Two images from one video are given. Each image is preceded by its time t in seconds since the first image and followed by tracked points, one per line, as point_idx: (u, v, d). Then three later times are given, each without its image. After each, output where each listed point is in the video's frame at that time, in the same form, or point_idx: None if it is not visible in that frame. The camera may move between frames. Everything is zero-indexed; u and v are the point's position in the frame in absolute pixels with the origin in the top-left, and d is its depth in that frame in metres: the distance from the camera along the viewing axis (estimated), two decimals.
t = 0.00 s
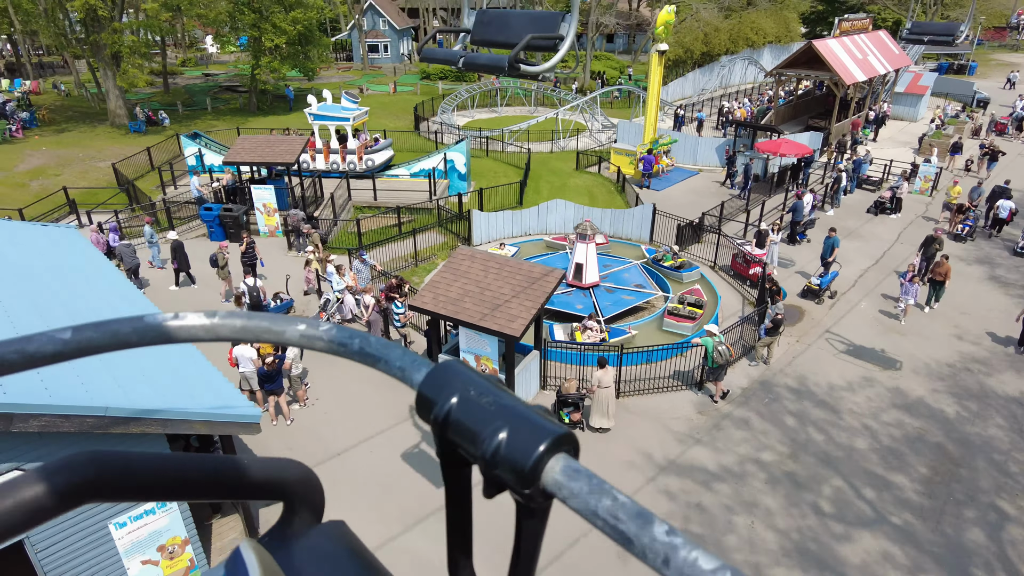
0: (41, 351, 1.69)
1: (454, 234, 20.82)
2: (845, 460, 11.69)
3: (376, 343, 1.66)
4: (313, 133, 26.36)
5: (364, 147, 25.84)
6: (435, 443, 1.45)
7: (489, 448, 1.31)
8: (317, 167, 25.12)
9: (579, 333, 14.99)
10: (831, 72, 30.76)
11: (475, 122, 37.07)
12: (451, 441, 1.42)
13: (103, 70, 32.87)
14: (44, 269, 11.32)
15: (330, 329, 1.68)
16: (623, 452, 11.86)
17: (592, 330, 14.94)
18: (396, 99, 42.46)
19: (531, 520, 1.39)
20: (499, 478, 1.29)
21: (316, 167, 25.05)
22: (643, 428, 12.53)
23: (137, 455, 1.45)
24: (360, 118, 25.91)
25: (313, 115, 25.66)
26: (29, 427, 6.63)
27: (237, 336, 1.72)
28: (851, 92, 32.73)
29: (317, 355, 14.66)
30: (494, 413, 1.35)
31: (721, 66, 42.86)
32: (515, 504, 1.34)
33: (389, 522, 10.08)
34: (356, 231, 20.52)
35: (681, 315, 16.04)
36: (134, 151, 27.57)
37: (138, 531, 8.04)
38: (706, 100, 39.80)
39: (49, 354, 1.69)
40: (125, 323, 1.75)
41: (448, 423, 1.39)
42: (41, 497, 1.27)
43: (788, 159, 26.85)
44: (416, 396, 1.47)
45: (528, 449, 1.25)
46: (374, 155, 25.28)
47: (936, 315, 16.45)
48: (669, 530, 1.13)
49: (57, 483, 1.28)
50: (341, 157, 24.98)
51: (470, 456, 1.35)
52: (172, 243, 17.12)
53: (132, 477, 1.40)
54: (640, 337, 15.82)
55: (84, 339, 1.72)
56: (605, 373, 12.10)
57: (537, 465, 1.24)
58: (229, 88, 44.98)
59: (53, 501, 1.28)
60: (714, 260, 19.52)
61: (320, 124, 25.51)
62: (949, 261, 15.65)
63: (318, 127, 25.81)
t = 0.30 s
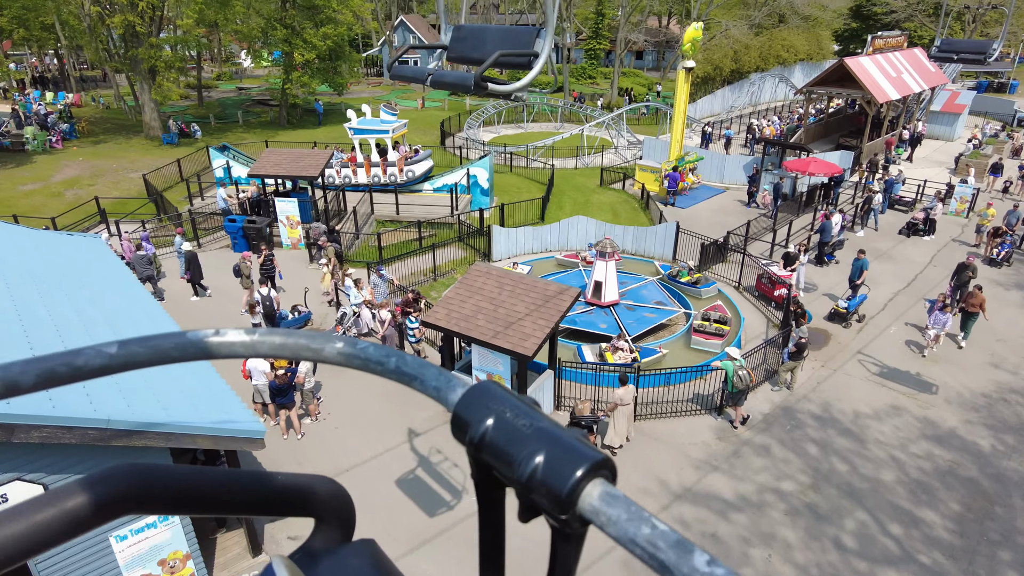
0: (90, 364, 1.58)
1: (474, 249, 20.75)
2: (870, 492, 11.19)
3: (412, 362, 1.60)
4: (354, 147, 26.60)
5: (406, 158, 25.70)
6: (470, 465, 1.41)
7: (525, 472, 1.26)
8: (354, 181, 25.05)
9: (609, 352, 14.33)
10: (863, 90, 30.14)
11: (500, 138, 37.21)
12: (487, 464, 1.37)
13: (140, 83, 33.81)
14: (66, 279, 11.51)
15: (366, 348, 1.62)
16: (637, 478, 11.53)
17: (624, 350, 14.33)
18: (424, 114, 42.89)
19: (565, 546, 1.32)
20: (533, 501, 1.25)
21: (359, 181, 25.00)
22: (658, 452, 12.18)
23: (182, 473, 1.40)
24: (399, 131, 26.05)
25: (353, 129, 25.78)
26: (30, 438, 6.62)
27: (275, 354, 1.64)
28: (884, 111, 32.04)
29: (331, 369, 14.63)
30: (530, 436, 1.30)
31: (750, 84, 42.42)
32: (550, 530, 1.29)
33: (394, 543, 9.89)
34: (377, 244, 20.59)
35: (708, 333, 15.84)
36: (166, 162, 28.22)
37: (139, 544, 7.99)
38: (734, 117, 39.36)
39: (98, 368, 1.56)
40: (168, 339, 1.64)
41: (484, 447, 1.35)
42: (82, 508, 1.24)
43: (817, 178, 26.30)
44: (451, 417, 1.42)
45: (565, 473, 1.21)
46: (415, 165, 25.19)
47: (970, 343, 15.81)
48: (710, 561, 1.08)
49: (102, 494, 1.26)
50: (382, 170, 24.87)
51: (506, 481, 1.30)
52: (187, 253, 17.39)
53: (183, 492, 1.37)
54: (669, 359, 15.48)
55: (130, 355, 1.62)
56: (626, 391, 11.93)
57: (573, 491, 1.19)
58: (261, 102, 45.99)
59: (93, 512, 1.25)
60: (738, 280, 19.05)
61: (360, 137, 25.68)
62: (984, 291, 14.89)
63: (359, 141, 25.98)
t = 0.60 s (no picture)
0: (123, 374, 1.62)
1: (488, 258, 20.65)
2: (887, 517, 10.79)
3: (435, 374, 1.66)
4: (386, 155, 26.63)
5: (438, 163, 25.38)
6: (491, 474, 1.52)
7: (549, 486, 1.38)
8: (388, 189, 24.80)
9: (635, 367, 14.18)
10: (889, 102, 29.51)
11: (520, 147, 37.19)
12: (508, 476, 1.49)
13: (166, 91, 34.45)
14: (79, 285, 11.63)
15: (392, 358, 1.67)
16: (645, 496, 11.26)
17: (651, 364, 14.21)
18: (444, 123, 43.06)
19: (587, 565, 1.41)
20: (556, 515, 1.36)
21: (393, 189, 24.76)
22: (668, 470, 11.89)
23: (206, 483, 1.55)
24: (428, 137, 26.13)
25: (385, 136, 25.58)
26: (24, 445, 6.58)
27: (303, 364, 1.70)
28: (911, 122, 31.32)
29: (341, 377, 14.58)
30: (554, 451, 1.43)
31: (774, 95, 41.88)
32: (574, 546, 1.39)
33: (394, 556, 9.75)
34: (391, 253, 20.58)
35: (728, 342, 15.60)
36: (188, 169, 28.64)
37: (136, 553, 7.96)
38: (757, 128, 38.86)
39: (132, 378, 1.62)
40: (197, 350, 1.69)
41: (511, 458, 1.45)
42: (109, 515, 1.42)
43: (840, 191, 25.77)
44: (474, 431, 1.52)
45: (590, 489, 1.33)
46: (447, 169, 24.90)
47: (997, 363, 15.27)
48: None
49: (128, 502, 1.44)
50: (415, 177, 24.71)
51: (529, 491, 1.42)
52: (195, 259, 17.62)
53: (208, 503, 1.52)
54: (694, 371, 15.21)
55: (159, 363, 1.66)
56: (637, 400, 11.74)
57: (598, 504, 1.31)
58: (285, 110, 46.66)
59: (118, 521, 1.43)
60: (756, 294, 18.60)
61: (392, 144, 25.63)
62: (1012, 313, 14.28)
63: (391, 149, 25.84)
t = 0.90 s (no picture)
0: (154, 388, 1.65)
1: (497, 268, 20.51)
2: (899, 542, 10.40)
3: (457, 392, 1.73)
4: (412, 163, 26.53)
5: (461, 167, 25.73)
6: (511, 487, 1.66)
7: (568, 505, 1.50)
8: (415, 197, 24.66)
9: (659, 382, 13.99)
10: (910, 113, 28.98)
11: (534, 157, 37.11)
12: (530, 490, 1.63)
13: (185, 99, 34.95)
14: (82, 292, 11.67)
15: (416, 377, 1.76)
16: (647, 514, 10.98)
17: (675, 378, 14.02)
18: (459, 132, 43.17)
19: None
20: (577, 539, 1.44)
21: (417, 197, 24.61)
22: (672, 488, 11.60)
23: (240, 494, 1.55)
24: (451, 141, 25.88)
25: (409, 143, 25.48)
26: (9, 454, 6.51)
27: (328, 379, 1.77)
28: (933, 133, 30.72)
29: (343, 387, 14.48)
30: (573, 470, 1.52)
31: (793, 105, 41.39)
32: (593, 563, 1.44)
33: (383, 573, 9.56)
34: (400, 261, 20.51)
35: (744, 352, 15.43)
36: (204, 175, 28.95)
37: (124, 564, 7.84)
38: (775, 138, 38.42)
39: (160, 392, 1.64)
40: (226, 363, 1.71)
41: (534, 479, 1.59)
42: (135, 525, 1.40)
43: (858, 203, 25.28)
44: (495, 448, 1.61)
45: (608, 508, 1.43)
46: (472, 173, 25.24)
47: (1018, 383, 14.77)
48: None
49: (155, 512, 1.43)
50: (441, 182, 24.82)
51: (550, 509, 1.55)
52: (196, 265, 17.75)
53: (237, 509, 1.51)
54: (715, 382, 14.94)
55: (190, 377, 1.69)
56: (636, 412, 11.56)
57: (615, 526, 1.41)
58: (302, 118, 47.11)
59: (144, 530, 1.41)
60: (769, 308, 18.15)
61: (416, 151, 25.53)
62: None
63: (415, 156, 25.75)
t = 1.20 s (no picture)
0: (167, 393, 1.71)
1: (502, 275, 20.36)
2: (906, 563, 10.08)
3: (467, 401, 1.73)
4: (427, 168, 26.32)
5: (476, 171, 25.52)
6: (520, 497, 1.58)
7: (579, 516, 1.42)
8: (430, 202, 24.70)
9: (675, 394, 13.75)
10: (925, 121, 28.53)
11: (543, 163, 36.97)
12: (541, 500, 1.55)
13: (198, 105, 35.25)
14: (81, 298, 11.66)
15: (427, 385, 1.78)
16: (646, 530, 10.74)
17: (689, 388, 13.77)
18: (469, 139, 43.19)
19: None
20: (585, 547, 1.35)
21: (432, 202, 24.66)
22: (673, 502, 11.34)
23: (247, 498, 1.56)
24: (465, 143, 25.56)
25: (423, 148, 25.08)
26: None
27: (338, 386, 1.78)
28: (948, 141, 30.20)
29: (343, 394, 14.36)
30: (583, 480, 1.48)
31: (805, 112, 40.95)
32: None
33: None
34: (404, 268, 20.41)
35: (753, 358, 15.35)
36: (213, 180, 29.09)
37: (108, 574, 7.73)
38: (787, 146, 38.04)
39: (173, 396, 1.71)
40: (237, 369, 1.75)
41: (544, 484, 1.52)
42: (143, 532, 1.46)
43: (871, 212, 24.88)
44: (504, 459, 1.58)
45: (619, 520, 1.37)
46: (487, 177, 24.98)
47: None
48: None
49: (163, 517, 1.47)
50: (455, 187, 24.71)
51: (559, 518, 1.48)
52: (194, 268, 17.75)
53: (246, 516, 1.54)
54: (728, 392, 14.77)
55: (200, 384, 1.73)
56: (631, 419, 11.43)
57: (627, 535, 1.35)
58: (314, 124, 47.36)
59: (152, 537, 1.46)
60: (777, 318, 17.80)
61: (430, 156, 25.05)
62: None
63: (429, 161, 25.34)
